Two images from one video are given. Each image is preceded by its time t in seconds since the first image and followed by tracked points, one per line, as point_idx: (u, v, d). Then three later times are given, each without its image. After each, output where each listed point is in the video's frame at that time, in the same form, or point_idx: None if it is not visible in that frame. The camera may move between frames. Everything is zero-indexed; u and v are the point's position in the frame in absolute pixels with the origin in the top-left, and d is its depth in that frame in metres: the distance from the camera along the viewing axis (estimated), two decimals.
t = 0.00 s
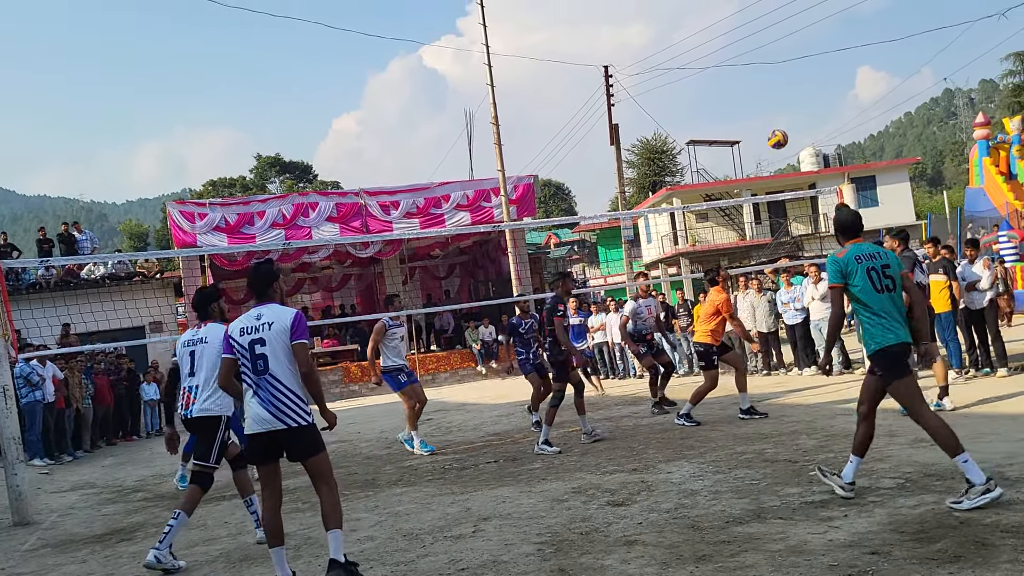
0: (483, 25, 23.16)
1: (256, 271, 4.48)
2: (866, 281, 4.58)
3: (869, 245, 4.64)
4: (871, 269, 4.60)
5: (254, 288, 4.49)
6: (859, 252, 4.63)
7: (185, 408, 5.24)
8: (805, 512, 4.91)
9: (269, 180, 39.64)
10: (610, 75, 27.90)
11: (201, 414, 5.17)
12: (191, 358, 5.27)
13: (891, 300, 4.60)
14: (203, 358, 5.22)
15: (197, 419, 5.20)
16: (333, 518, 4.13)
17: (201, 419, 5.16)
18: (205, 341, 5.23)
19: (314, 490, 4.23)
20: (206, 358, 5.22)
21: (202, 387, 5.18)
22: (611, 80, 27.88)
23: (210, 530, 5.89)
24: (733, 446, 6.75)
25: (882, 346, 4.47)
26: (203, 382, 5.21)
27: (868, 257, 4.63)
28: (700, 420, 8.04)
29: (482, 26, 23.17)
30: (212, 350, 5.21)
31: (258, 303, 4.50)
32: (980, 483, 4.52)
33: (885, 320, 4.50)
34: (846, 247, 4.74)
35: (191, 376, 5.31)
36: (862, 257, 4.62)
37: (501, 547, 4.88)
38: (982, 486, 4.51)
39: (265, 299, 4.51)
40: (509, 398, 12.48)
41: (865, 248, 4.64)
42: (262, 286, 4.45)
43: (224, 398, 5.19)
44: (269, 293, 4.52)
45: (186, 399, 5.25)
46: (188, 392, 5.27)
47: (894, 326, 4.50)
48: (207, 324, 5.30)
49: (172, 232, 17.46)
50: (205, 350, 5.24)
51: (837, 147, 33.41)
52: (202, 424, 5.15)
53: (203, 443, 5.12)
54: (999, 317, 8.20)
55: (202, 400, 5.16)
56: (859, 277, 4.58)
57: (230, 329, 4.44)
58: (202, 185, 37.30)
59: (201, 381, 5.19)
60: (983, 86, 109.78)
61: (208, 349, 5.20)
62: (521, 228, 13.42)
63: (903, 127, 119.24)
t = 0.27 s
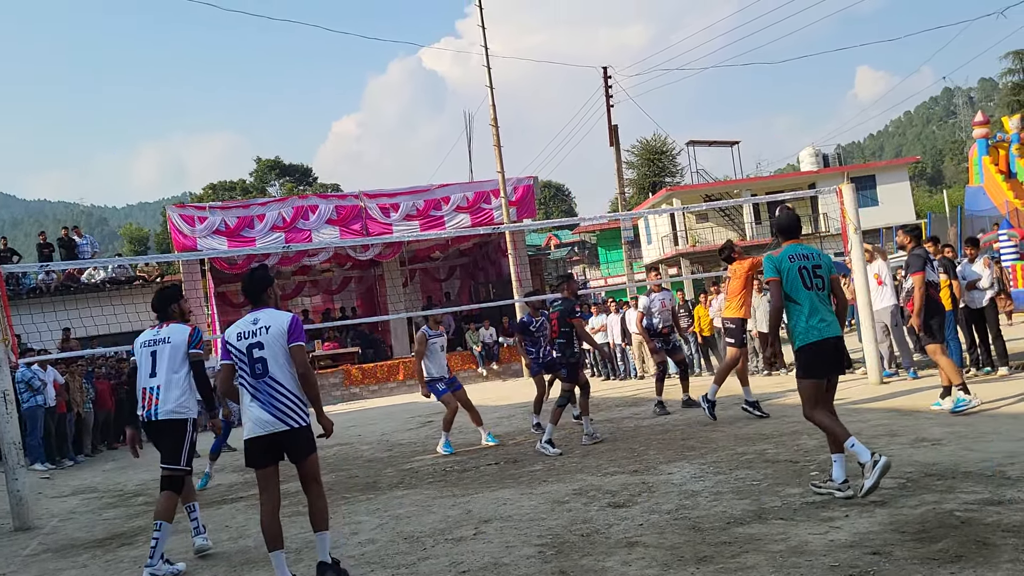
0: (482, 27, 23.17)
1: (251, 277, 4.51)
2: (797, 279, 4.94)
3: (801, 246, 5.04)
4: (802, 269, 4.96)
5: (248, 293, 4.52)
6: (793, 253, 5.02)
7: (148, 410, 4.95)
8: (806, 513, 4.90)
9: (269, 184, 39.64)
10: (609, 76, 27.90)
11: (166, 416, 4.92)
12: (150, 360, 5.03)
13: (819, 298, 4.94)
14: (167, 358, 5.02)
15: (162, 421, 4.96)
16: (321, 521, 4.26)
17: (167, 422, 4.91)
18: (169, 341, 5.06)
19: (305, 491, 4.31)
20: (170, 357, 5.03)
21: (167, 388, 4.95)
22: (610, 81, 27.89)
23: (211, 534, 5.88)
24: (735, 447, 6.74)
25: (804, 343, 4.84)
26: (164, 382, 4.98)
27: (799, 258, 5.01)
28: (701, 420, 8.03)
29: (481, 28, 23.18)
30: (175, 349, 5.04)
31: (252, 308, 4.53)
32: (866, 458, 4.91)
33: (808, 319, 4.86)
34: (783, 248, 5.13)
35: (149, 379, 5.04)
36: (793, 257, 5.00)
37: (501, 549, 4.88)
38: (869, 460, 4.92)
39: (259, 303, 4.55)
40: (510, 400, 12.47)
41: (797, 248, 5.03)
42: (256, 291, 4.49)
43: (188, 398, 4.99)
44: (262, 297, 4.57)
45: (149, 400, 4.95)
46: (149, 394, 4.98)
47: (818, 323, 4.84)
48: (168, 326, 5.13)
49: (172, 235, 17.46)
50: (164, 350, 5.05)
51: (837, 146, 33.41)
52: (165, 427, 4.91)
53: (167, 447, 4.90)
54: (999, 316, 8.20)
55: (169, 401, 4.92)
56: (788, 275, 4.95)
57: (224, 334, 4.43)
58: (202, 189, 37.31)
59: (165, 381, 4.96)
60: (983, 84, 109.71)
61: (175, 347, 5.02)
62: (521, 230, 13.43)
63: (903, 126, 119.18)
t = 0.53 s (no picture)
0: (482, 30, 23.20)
1: (257, 286, 4.53)
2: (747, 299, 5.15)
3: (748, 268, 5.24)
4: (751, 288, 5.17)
5: (255, 301, 4.53)
6: (740, 275, 5.20)
7: (133, 422, 4.93)
8: (808, 516, 4.89)
9: (270, 189, 39.71)
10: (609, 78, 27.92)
11: (152, 428, 4.92)
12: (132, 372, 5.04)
13: (770, 313, 5.15)
14: (149, 372, 5.03)
15: (146, 434, 4.94)
16: (319, 525, 4.28)
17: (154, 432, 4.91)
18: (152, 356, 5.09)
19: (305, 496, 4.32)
20: (153, 371, 5.04)
21: (150, 400, 4.95)
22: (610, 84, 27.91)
23: (214, 540, 5.89)
24: (737, 450, 6.74)
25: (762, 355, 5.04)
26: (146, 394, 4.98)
27: (749, 278, 5.20)
28: (703, 423, 8.04)
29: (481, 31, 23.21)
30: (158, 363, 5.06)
31: (260, 316, 4.55)
32: (761, 475, 5.38)
33: (762, 334, 5.05)
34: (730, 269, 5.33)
35: (132, 392, 5.02)
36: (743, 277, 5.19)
37: (504, 554, 4.87)
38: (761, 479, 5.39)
39: (266, 312, 4.56)
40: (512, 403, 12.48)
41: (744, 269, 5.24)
42: (263, 299, 4.51)
43: (172, 409, 4.98)
44: (269, 306, 4.59)
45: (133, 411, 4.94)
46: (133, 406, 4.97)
47: (772, 336, 5.03)
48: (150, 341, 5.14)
49: (173, 240, 17.48)
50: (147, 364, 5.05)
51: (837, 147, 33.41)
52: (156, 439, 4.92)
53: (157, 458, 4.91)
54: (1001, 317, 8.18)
55: (152, 414, 4.92)
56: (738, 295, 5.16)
57: (233, 342, 4.45)
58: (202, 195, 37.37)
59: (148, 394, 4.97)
60: (983, 83, 109.63)
61: (159, 362, 5.06)
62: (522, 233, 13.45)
63: (904, 126, 119.09)
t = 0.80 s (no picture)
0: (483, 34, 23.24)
1: (263, 290, 4.54)
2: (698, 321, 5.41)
3: (696, 292, 5.49)
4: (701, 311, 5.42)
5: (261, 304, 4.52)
6: (690, 298, 5.46)
7: (140, 439, 4.92)
8: (813, 519, 4.88)
9: (272, 193, 39.77)
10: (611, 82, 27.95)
11: (160, 443, 4.92)
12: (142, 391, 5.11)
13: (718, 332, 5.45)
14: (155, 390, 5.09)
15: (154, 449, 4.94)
16: (323, 531, 4.25)
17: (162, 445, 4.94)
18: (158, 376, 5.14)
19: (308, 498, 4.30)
20: (160, 391, 5.09)
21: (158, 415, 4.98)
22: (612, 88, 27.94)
23: (217, 545, 5.88)
24: (741, 453, 6.72)
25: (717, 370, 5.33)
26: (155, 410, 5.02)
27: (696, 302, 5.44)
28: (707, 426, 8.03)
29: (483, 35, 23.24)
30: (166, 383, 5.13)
31: (266, 319, 4.55)
32: (716, 476, 5.72)
33: (715, 351, 5.34)
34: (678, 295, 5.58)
35: (139, 411, 5.02)
36: (692, 302, 5.44)
37: (507, 558, 4.86)
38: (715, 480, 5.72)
39: (272, 315, 4.56)
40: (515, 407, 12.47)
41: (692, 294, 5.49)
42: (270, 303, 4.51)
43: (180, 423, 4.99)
44: (275, 309, 4.59)
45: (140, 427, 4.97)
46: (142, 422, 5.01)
47: (724, 353, 5.34)
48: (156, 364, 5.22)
49: (175, 245, 17.50)
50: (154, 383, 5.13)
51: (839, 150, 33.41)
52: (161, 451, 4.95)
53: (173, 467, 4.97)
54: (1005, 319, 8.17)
55: (160, 427, 4.92)
56: (690, 319, 5.39)
57: (240, 344, 4.43)
58: (205, 199, 37.43)
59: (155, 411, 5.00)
60: (984, 85, 109.61)
61: (166, 384, 5.10)
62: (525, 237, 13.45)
63: (905, 128, 119.04)
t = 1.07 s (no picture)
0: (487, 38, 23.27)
1: (260, 296, 4.55)
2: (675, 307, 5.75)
3: (675, 277, 5.84)
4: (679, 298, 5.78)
5: (259, 311, 4.54)
6: (669, 284, 5.81)
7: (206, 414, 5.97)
8: (818, 522, 4.87)
9: (276, 198, 39.84)
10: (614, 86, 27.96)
11: (216, 420, 5.93)
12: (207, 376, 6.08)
13: (692, 318, 5.81)
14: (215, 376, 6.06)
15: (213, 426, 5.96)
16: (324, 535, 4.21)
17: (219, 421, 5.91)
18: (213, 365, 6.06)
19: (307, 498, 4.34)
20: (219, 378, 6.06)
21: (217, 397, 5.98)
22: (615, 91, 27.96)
23: (222, 549, 5.88)
24: (746, 456, 6.71)
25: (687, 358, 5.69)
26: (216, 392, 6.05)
27: (676, 288, 5.80)
28: (712, 429, 8.02)
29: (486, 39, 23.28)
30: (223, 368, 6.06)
31: (265, 325, 4.57)
32: (719, 476, 5.73)
33: (690, 338, 5.70)
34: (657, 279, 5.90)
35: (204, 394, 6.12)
36: (671, 288, 5.78)
37: (513, 561, 4.86)
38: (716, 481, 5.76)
39: (271, 321, 4.58)
40: (520, 410, 12.47)
41: (671, 280, 5.83)
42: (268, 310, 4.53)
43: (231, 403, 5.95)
44: (274, 315, 4.60)
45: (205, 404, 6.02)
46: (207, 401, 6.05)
47: (692, 341, 5.72)
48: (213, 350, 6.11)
49: (180, 249, 17.53)
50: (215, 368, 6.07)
51: (843, 153, 33.36)
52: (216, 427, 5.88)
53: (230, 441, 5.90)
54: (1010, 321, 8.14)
55: (214, 407, 5.91)
56: (669, 304, 5.72)
57: (240, 351, 4.46)
58: (209, 203, 37.50)
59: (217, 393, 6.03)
60: (988, 87, 109.44)
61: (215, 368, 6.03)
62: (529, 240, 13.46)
63: (909, 131, 118.87)
